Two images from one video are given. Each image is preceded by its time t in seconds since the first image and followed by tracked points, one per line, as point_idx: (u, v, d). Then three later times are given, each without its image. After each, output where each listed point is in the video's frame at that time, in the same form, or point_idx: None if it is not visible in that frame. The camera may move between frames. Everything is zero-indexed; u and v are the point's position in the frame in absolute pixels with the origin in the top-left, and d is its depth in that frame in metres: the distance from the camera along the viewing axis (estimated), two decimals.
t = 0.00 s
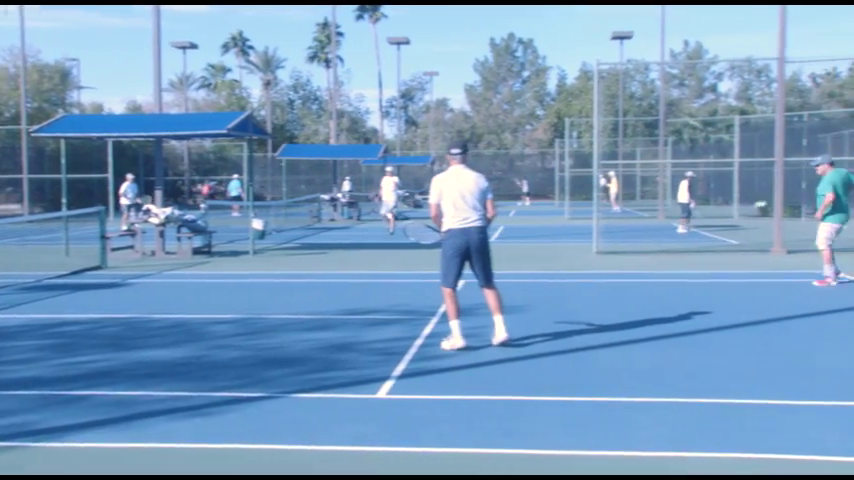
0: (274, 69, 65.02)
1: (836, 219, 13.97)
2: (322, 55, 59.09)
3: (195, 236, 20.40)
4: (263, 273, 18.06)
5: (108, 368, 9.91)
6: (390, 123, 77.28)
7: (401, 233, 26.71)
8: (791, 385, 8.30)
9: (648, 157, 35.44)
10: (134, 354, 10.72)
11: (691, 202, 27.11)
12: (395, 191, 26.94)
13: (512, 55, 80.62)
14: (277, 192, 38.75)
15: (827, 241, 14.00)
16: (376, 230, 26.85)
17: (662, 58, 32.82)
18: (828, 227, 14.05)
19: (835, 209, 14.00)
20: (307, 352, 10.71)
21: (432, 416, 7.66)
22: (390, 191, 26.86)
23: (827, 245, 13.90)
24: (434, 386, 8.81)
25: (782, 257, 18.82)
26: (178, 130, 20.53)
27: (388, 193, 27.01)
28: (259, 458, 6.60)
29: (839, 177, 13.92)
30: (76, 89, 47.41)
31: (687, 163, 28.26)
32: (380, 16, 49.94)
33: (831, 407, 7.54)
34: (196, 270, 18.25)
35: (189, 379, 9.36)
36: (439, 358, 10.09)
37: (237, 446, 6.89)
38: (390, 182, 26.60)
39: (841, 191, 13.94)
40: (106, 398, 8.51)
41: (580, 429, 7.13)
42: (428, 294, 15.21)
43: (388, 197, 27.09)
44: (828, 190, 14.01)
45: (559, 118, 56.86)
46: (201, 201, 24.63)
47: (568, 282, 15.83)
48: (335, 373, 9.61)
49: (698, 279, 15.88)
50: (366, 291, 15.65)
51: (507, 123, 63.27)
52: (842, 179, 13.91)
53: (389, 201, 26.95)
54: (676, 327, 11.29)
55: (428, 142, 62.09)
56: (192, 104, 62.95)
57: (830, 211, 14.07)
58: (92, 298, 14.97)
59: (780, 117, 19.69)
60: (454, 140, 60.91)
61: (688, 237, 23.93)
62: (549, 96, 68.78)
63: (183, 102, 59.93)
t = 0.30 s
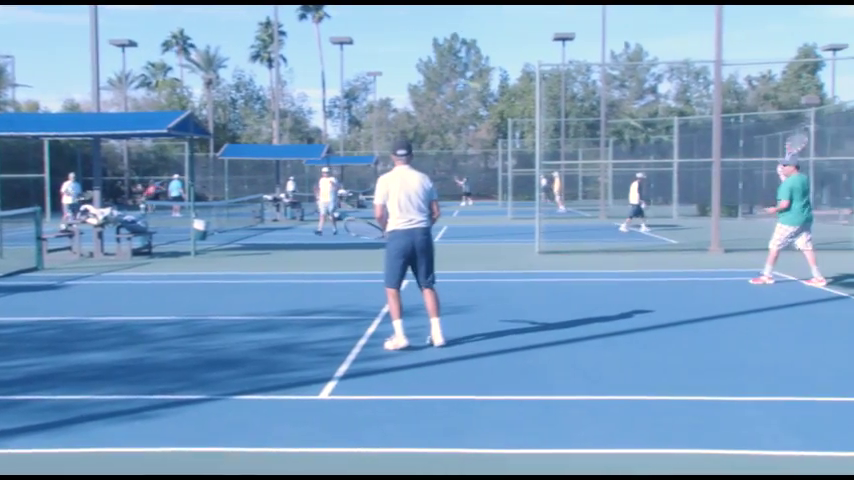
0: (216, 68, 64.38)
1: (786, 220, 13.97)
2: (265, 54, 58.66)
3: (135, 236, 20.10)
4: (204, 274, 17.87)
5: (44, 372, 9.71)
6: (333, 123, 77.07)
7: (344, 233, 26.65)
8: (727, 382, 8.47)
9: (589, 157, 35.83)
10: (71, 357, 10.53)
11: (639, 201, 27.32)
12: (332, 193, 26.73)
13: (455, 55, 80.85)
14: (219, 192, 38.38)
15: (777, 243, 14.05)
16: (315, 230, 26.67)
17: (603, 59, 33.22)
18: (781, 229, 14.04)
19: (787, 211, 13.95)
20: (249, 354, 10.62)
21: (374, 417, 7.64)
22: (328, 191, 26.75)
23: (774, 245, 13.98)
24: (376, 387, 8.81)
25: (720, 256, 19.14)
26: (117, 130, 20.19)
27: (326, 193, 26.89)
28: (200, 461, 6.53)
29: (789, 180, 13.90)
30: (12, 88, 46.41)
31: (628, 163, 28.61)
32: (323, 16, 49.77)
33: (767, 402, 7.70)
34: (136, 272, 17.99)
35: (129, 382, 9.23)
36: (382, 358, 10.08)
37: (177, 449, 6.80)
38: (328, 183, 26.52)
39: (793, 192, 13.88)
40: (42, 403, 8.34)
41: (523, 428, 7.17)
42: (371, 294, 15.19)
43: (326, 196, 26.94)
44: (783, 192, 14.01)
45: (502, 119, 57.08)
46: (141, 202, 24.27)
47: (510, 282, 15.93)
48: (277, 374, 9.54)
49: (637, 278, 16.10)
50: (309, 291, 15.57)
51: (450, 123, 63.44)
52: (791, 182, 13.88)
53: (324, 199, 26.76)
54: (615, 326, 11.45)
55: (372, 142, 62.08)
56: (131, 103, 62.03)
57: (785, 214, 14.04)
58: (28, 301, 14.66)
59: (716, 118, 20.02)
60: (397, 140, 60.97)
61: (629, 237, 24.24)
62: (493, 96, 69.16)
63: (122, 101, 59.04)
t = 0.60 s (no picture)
0: (176, 67, 63.84)
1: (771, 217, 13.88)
2: (225, 53, 58.26)
3: (94, 237, 19.85)
4: (165, 275, 17.70)
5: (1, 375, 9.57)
6: (295, 123, 76.78)
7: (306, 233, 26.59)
8: (686, 379, 8.58)
9: (551, 157, 36.03)
10: (29, 360, 10.38)
11: (605, 201, 27.41)
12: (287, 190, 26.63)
13: (417, 55, 80.90)
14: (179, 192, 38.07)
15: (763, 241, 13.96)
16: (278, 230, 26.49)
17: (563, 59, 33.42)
18: (766, 228, 13.97)
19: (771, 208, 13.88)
20: (210, 355, 10.53)
21: (336, 417, 7.63)
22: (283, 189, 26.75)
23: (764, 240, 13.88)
24: (338, 387, 8.79)
25: (679, 255, 19.34)
26: (75, 129, 19.92)
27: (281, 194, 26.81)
28: (160, 464, 6.46)
29: (772, 179, 13.80)
30: None
31: (589, 163, 28.78)
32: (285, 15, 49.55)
33: (725, 400, 7.80)
34: (95, 273, 17.78)
35: (87, 385, 9.12)
36: (344, 358, 10.06)
37: (137, 452, 6.74)
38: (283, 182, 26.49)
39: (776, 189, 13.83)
40: None
41: (486, 427, 7.20)
42: (334, 295, 15.13)
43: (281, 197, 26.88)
44: (766, 190, 13.91)
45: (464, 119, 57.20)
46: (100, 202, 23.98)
47: (473, 282, 15.96)
48: (238, 375, 9.48)
49: (598, 278, 16.23)
50: (270, 292, 15.49)
51: (413, 123, 63.43)
52: (771, 180, 13.79)
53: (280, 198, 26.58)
54: (576, 325, 11.53)
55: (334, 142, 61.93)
56: (90, 102, 61.34)
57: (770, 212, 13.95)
58: None
59: (677, 119, 20.20)
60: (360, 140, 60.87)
61: (590, 236, 24.41)
62: (455, 96, 69.25)
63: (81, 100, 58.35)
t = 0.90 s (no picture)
0: (125, 66, 62.98)
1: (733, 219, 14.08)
2: (176, 52, 57.61)
3: (40, 238, 19.53)
4: (113, 276, 17.47)
5: None
6: (247, 122, 76.21)
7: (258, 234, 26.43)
8: (635, 377, 8.67)
9: (503, 157, 36.22)
10: None
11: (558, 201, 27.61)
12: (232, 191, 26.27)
13: (370, 55, 80.81)
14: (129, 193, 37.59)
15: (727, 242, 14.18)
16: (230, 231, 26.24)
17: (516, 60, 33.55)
18: (730, 228, 14.16)
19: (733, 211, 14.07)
20: (160, 357, 10.42)
21: (287, 419, 7.58)
22: (230, 191, 26.48)
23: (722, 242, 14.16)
24: (290, 388, 8.74)
25: (630, 255, 19.54)
26: (20, 128, 19.58)
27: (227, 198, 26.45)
28: (107, 468, 6.37)
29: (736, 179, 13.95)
30: None
31: (542, 163, 28.94)
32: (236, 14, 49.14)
33: (674, 397, 7.90)
34: (42, 274, 17.49)
35: (33, 389, 8.96)
36: (296, 359, 10.01)
37: (83, 456, 6.64)
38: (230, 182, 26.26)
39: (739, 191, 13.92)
40: None
41: (438, 427, 7.20)
42: (286, 295, 15.04)
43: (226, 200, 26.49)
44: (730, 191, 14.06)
45: (417, 119, 57.25)
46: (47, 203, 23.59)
47: (426, 282, 15.98)
48: (189, 377, 9.39)
49: (550, 277, 16.34)
50: (221, 293, 15.36)
51: (366, 123, 63.31)
52: (735, 181, 13.95)
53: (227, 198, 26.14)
54: (528, 324, 11.61)
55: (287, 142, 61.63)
56: (37, 101, 60.26)
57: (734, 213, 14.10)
58: None
59: (626, 120, 20.40)
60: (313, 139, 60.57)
61: (542, 236, 24.56)
62: (408, 97, 69.26)
63: (28, 99, 57.32)
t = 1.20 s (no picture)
0: (85, 64, 62.20)
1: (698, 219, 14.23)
2: (137, 50, 57.02)
3: None
4: (73, 277, 17.25)
5: None
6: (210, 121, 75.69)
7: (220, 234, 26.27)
8: (595, 376, 8.74)
9: (467, 158, 36.32)
10: None
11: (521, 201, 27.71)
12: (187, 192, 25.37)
13: (334, 55, 80.58)
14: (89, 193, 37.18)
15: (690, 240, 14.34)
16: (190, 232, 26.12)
17: (479, 61, 33.63)
18: (694, 228, 14.31)
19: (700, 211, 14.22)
20: (120, 359, 10.31)
21: (250, 420, 7.54)
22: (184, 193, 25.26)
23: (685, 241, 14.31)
24: (253, 389, 8.69)
25: (592, 254, 19.67)
26: None
27: (182, 199, 25.70)
28: (67, 471, 6.29)
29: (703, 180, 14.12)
30: None
31: (505, 163, 29.05)
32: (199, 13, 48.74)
33: (634, 396, 7.97)
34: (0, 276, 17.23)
35: None
36: (258, 360, 9.95)
37: (41, 460, 6.54)
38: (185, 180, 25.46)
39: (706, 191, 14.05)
40: None
41: (400, 428, 7.19)
42: (248, 296, 14.96)
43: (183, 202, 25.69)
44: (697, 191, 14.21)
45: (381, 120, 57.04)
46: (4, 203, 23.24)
47: (390, 282, 15.96)
48: (150, 378, 9.30)
49: (512, 277, 16.40)
50: (183, 294, 15.24)
51: (329, 123, 63.15)
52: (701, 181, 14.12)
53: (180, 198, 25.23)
54: (491, 324, 11.65)
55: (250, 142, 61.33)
56: None
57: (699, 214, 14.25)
58: None
59: (589, 120, 20.50)
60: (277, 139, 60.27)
61: (505, 236, 24.65)
62: (372, 96, 69.18)
63: None
